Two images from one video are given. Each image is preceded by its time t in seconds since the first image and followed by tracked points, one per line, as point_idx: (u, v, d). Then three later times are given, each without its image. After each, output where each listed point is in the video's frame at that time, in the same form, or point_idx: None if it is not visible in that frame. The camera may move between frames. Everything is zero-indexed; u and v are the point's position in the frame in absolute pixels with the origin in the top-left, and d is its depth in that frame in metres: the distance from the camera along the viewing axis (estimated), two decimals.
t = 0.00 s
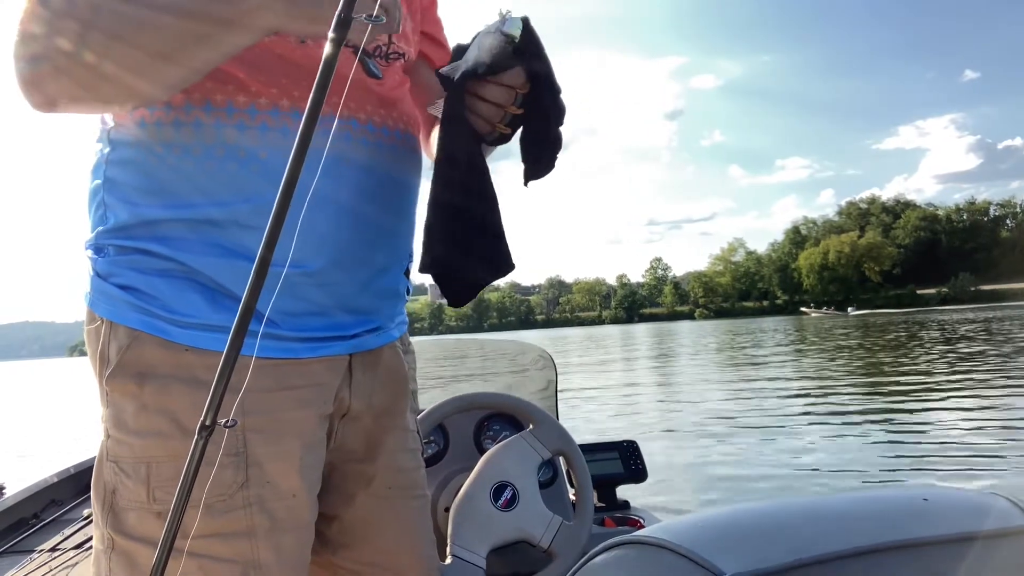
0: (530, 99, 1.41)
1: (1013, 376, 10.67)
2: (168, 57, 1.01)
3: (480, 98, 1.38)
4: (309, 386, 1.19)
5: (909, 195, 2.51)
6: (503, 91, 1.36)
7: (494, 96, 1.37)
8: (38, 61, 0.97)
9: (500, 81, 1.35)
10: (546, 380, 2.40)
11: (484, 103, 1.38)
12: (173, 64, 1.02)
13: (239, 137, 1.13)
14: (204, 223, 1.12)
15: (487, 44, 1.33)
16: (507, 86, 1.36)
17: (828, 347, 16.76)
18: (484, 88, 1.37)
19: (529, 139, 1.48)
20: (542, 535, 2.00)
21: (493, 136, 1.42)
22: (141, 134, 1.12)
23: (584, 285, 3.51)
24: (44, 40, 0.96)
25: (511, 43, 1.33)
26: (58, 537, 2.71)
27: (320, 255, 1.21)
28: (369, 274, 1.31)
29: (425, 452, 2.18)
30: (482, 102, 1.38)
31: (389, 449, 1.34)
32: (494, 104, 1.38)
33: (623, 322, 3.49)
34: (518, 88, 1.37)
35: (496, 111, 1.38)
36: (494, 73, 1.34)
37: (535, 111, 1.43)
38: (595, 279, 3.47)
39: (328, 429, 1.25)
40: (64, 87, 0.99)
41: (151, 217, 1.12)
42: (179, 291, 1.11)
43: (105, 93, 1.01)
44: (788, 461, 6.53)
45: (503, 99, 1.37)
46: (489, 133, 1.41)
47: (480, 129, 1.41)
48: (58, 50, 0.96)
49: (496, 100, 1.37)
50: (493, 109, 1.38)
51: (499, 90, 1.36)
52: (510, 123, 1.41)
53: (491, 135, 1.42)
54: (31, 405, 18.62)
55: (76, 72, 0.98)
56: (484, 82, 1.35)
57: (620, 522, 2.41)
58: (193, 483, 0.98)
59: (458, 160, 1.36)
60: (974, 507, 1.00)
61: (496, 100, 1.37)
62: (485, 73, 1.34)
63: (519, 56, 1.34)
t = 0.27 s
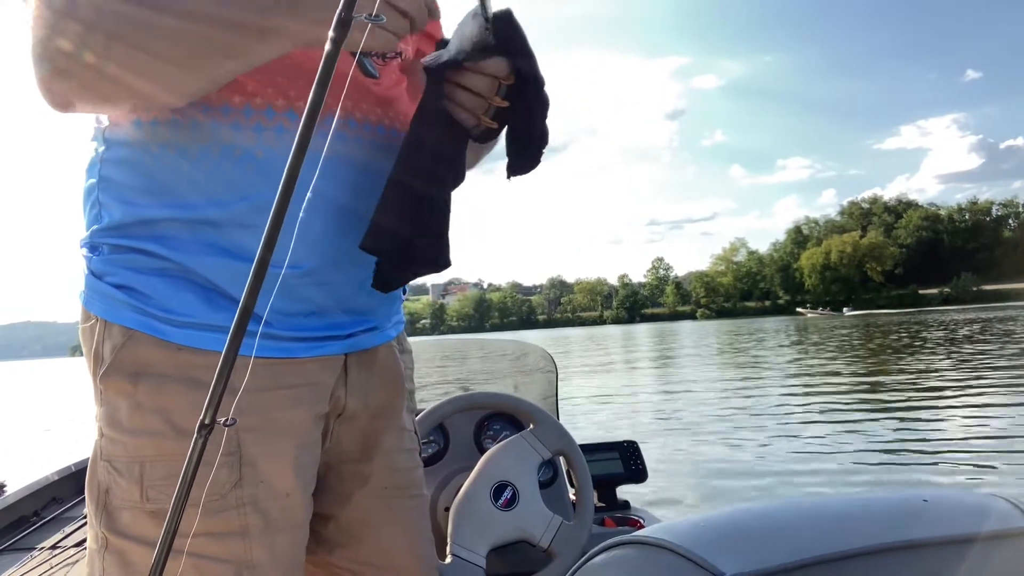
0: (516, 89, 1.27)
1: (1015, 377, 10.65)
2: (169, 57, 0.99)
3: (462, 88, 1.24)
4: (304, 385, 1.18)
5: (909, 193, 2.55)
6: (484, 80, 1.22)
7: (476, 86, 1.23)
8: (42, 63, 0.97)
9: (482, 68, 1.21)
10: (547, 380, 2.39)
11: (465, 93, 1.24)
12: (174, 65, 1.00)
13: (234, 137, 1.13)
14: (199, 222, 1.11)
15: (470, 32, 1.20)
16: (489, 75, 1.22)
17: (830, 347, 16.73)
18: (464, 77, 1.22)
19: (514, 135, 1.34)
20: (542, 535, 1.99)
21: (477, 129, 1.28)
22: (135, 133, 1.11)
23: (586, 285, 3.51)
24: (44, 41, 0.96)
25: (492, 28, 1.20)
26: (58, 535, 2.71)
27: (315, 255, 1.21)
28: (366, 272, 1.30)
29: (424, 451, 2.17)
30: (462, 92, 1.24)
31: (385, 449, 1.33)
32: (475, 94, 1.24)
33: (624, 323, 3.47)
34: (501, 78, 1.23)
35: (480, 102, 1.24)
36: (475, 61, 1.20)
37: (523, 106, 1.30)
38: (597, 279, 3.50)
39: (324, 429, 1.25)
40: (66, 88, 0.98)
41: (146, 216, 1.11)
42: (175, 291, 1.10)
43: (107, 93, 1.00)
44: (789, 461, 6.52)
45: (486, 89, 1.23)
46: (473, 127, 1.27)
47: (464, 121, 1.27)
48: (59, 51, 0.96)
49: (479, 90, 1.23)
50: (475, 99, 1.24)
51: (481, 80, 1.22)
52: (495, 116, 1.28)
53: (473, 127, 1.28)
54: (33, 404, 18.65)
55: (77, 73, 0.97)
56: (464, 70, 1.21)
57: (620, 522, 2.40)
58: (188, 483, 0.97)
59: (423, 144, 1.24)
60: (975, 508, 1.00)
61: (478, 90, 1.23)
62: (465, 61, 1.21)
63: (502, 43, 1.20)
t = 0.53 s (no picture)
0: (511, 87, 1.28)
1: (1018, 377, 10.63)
2: (173, 58, 0.99)
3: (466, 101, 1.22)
4: (305, 390, 1.18)
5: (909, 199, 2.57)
6: (486, 84, 1.22)
7: (481, 93, 1.21)
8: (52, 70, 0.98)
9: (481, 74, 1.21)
10: (547, 382, 2.38)
11: (472, 103, 1.22)
12: (179, 66, 1.00)
13: (236, 144, 1.13)
14: (201, 228, 1.11)
15: (455, 43, 1.20)
16: (488, 78, 1.22)
17: (832, 347, 16.71)
18: (466, 90, 1.21)
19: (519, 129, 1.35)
20: (543, 538, 1.99)
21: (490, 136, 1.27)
22: (136, 139, 1.11)
23: (587, 284, 3.51)
24: (53, 45, 0.96)
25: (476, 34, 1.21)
26: (59, 539, 2.71)
27: (316, 260, 1.20)
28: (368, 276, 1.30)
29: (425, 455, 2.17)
30: (468, 104, 1.22)
31: (385, 454, 1.33)
32: (481, 102, 1.23)
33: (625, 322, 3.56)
34: (499, 77, 1.24)
35: (487, 107, 1.24)
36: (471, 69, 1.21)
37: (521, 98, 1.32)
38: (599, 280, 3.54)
39: (325, 433, 1.25)
40: (72, 93, 0.98)
41: (147, 221, 1.11)
42: (177, 296, 1.10)
43: (113, 99, 0.99)
44: (791, 462, 6.51)
45: (490, 92, 1.23)
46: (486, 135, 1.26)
47: (476, 134, 1.25)
48: (65, 53, 0.96)
49: (484, 95, 1.22)
50: (483, 106, 1.23)
51: (482, 85, 1.22)
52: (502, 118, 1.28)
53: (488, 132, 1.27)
54: (34, 405, 18.69)
55: (81, 75, 0.96)
56: (464, 80, 1.21)
57: (622, 525, 2.40)
58: (188, 488, 0.97)
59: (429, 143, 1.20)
60: (977, 512, 0.99)
61: (484, 96, 1.22)
62: (463, 71, 1.21)
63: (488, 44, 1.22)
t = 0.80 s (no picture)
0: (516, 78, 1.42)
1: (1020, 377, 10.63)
2: (176, 57, 0.98)
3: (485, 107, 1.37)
4: (309, 396, 1.18)
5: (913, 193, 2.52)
6: (498, 86, 1.36)
7: (497, 95, 1.36)
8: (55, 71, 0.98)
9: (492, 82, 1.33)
10: (548, 386, 2.39)
11: (490, 108, 1.38)
12: (181, 64, 0.99)
13: (240, 150, 1.13)
14: (205, 235, 1.11)
15: (460, 55, 1.25)
16: (497, 79, 1.36)
17: (834, 348, 16.70)
18: (482, 98, 1.36)
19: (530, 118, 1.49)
20: (544, 541, 1.98)
21: (511, 131, 1.43)
22: (141, 144, 1.11)
23: (589, 285, 3.53)
24: (57, 46, 0.96)
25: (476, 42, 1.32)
26: (59, 544, 2.71)
27: (320, 266, 1.21)
28: (373, 281, 1.31)
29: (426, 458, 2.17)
30: (488, 110, 1.37)
31: (388, 459, 1.33)
32: (497, 104, 1.38)
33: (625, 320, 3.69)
34: (505, 73, 1.37)
35: (503, 106, 1.39)
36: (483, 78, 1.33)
37: (525, 87, 1.47)
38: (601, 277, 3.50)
39: (328, 438, 1.25)
40: (74, 93, 0.97)
41: (152, 227, 1.11)
42: (181, 300, 1.10)
43: (115, 99, 0.97)
44: (793, 463, 6.51)
45: (503, 92, 1.37)
46: (509, 132, 1.42)
47: (501, 133, 1.42)
48: (67, 53, 0.96)
49: (499, 97, 1.37)
50: (500, 107, 1.38)
51: (495, 88, 1.36)
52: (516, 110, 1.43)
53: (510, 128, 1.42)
54: (35, 406, 18.70)
55: (83, 74, 0.96)
56: (480, 88, 1.34)
57: (623, 528, 2.40)
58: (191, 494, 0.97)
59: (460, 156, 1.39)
60: (979, 512, 0.99)
61: (500, 97, 1.37)
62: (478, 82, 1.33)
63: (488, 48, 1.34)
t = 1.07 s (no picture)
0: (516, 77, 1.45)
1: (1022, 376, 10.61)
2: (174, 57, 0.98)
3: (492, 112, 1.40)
4: (310, 400, 1.18)
5: (915, 190, 2.53)
6: (500, 89, 1.39)
7: (502, 98, 1.39)
8: (57, 74, 0.99)
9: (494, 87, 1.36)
10: (547, 388, 2.39)
11: (498, 111, 1.40)
12: (179, 63, 0.98)
13: (242, 154, 1.13)
14: (207, 238, 1.12)
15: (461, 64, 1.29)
16: (498, 81, 1.39)
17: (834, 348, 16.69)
18: (488, 102, 1.39)
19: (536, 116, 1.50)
20: (544, 544, 1.99)
21: (521, 129, 1.45)
22: (144, 148, 1.12)
23: (591, 283, 3.58)
24: (60, 47, 0.98)
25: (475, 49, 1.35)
26: (59, 547, 2.71)
27: (322, 270, 1.21)
28: (376, 284, 1.31)
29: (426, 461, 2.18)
30: (496, 113, 1.40)
31: (389, 462, 1.34)
32: (504, 106, 1.41)
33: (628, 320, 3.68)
34: (505, 74, 1.40)
35: (510, 107, 1.42)
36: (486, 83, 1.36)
37: (526, 84, 1.47)
38: (602, 276, 3.56)
39: (330, 441, 1.25)
40: (76, 95, 0.98)
41: (154, 230, 1.11)
42: (183, 303, 1.11)
43: (114, 100, 0.98)
44: (794, 463, 6.51)
45: (507, 94, 1.40)
46: (519, 131, 1.45)
47: (512, 135, 1.44)
48: (69, 54, 0.97)
49: (505, 98, 1.40)
50: (508, 108, 1.41)
51: (498, 91, 1.39)
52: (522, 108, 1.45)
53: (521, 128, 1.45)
54: (37, 407, 18.74)
55: (83, 74, 0.96)
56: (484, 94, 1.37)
57: (622, 530, 2.40)
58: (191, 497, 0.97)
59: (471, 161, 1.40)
60: (979, 514, 0.99)
61: (504, 100, 1.40)
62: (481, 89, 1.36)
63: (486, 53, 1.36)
